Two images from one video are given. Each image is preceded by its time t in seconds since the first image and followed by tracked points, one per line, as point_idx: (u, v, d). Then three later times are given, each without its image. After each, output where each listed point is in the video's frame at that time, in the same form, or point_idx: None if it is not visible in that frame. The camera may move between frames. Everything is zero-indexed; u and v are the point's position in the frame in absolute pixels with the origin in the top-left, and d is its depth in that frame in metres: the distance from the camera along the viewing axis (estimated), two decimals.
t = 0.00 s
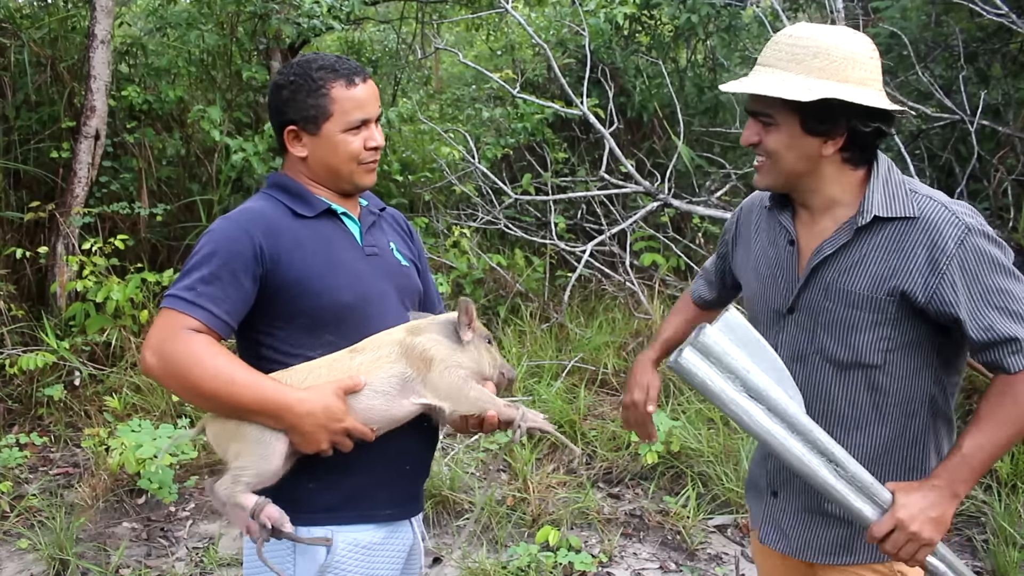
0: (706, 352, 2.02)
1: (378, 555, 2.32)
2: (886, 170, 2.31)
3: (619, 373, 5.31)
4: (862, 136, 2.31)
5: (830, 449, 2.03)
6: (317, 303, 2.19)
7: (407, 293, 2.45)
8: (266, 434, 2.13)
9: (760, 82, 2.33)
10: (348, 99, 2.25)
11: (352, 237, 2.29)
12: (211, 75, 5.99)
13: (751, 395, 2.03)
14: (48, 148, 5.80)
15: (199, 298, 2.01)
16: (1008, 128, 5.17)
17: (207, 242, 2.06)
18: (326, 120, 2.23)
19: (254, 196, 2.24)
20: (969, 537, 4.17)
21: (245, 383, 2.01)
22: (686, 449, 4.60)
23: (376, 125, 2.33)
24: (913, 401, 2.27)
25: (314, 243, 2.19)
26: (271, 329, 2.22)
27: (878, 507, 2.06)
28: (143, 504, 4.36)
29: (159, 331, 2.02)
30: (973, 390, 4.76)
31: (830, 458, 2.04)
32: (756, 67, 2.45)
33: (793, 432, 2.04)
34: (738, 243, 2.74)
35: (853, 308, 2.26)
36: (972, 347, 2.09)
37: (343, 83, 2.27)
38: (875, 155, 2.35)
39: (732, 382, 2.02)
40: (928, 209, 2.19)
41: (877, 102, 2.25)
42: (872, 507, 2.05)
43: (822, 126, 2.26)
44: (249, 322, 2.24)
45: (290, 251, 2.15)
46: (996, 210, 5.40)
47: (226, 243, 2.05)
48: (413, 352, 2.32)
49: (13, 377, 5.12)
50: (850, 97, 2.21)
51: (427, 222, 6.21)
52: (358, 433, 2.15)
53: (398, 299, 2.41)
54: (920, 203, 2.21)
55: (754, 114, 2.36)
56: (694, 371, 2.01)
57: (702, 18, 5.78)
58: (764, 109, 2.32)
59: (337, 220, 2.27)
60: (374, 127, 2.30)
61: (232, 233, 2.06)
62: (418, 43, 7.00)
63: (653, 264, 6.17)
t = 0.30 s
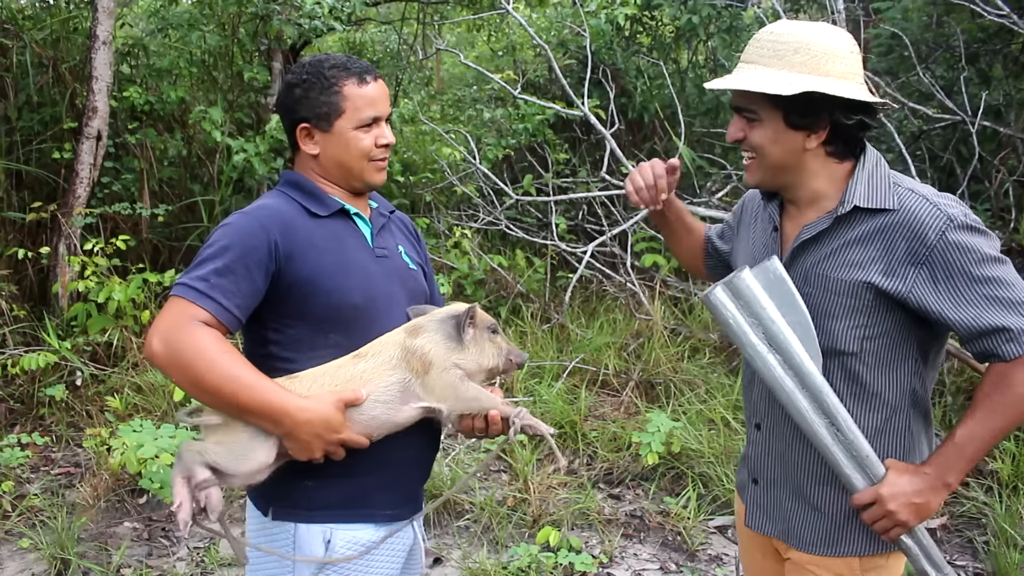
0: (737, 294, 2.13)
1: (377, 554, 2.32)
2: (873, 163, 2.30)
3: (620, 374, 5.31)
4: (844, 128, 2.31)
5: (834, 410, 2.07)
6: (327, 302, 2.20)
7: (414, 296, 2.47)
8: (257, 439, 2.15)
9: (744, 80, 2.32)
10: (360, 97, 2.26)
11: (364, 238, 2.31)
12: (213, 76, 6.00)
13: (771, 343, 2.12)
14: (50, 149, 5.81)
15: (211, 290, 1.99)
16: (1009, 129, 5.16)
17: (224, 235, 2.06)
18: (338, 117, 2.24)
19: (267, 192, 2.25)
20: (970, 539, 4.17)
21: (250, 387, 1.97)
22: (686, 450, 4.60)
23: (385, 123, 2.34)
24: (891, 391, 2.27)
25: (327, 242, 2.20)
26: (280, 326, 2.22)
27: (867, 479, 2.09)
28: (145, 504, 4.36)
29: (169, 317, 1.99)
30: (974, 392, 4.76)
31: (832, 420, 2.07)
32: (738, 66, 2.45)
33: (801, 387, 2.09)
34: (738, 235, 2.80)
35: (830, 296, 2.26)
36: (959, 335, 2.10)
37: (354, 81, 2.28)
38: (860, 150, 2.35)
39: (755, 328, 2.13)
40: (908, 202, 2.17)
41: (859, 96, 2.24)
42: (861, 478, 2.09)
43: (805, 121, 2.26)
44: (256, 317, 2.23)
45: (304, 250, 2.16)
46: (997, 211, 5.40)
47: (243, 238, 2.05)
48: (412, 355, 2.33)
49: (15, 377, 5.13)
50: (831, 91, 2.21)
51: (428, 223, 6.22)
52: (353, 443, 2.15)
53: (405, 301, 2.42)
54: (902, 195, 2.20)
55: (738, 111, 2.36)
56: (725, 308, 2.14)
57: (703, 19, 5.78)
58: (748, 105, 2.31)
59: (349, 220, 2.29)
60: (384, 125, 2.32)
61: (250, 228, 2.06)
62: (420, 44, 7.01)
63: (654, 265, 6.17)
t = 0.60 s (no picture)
0: (716, 274, 2.07)
1: (380, 556, 2.32)
2: (870, 164, 2.26)
3: (622, 376, 5.31)
4: (841, 121, 2.27)
5: (797, 404, 2.02)
6: (331, 298, 2.20)
7: (420, 297, 2.46)
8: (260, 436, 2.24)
9: (736, 84, 2.29)
10: (354, 98, 2.27)
11: (370, 238, 2.31)
12: (216, 77, 6.00)
13: (743, 328, 2.06)
14: (54, 149, 5.82)
15: (216, 280, 2.00)
16: (1012, 131, 5.15)
17: (230, 228, 2.07)
18: (332, 119, 2.26)
19: (275, 192, 2.26)
20: (973, 541, 4.17)
21: (247, 379, 1.98)
22: (689, 451, 4.60)
23: (384, 124, 2.34)
24: (863, 384, 2.26)
25: (333, 239, 2.21)
26: (287, 321, 2.23)
27: (822, 477, 2.04)
28: (148, 504, 4.37)
29: (170, 305, 1.99)
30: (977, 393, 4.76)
31: (794, 414, 2.02)
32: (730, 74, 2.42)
33: (767, 374, 2.04)
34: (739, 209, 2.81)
35: (807, 291, 2.24)
36: (930, 343, 2.04)
37: (350, 83, 2.30)
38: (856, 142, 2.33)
39: (727, 311, 2.06)
40: (892, 203, 2.11)
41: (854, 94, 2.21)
42: (816, 476, 2.04)
43: (800, 118, 2.22)
44: (263, 313, 2.25)
45: (310, 246, 2.16)
46: (1000, 213, 5.40)
47: (249, 232, 2.06)
48: (425, 368, 2.35)
49: (18, 377, 5.15)
50: (823, 87, 2.18)
51: (431, 224, 6.23)
52: (349, 442, 2.16)
53: (411, 302, 2.42)
54: (886, 195, 2.14)
55: (735, 117, 2.32)
56: (701, 287, 2.08)
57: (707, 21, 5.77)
58: (744, 109, 2.28)
59: (356, 220, 2.29)
60: (382, 127, 2.32)
61: (257, 222, 2.08)
62: (423, 45, 7.02)
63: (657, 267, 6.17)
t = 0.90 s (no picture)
0: (749, 253, 1.90)
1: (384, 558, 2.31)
2: (856, 182, 2.30)
3: (627, 381, 5.31)
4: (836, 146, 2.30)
5: (815, 396, 1.89)
6: (341, 299, 2.20)
7: (428, 302, 2.47)
8: (284, 453, 2.18)
9: (738, 103, 2.30)
10: (377, 102, 2.28)
11: (380, 241, 2.31)
12: (223, 79, 6.02)
13: (771, 312, 1.90)
14: (62, 150, 5.84)
15: (227, 282, 2.01)
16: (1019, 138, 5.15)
17: (242, 231, 2.08)
18: (354, 122, 2.27)
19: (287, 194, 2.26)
20: (978, 549, 4.17)
21: (261, 379, 1.99)
22: (694, 457, 4.60)
23: (405, 129, 2.35)
24: (854, 393, 2.29)
25: (343, 241, 2.21)
26: (295, 321, 2.23)
27: (830, 471, 1.96)
28: (153, 505, 4.38)
29: (183, 309, 2.01)
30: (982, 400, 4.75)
31: (811, 406, 1.89)
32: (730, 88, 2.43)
33: (790, 362, 1.89)
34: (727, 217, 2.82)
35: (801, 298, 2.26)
36: (921, 348, 2.09)
37: (372, 86, 2.30)
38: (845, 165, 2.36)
39: (759, 291, 1.90)
40: (881, 219, 2.18)
41: (844, 130, 2.24)
42: (825, 469, 1.95)
43: (797, 142, 2.25)
44: (271, 314, 2.25)
45: (321, 247, 2.17)
46: (1006, 221, 5.40)
47: (261, 233, 2.07)
48: (433, 372, 2.37)
49: (25, 377, 5.16)
50: (824, 126, 2.21)
51: (437, 227, 6.24)
52: (359, 445, 2.15)
53: (420, 307, 2.42)
54: (876, 212, 2.20)
55: (734, 130, 2.33)
56: (732, 267, 1.91)
57: (714, 26, 5.78)
58: (746, 122, 2.28)
59: (367, 224, 2.30)
60: (403, 132, 2.33)
61: (268, 224, 2.09)
62: (429, 49, 7.04)
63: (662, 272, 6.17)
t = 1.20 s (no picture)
0: (738, 272, 2.04)
1: (396, 552, 2.33)
2: (857, 173, 2.30)
3: (634, 384, 5.31)
4: (837, 137, 2.30)
5: (816, 398, 2.02)
6: (360, 298, 2.21)
7: (444, 301, 2.48)
8: (308, 446, 2.18)
9: (742, 96, 2.31)
10: (394, 108, 2.27)
11: (397, 240, 2.32)
12: (231, 81, 6.03)
13: (765, 327, 2.04)
14: (70, 151, 5.85)
15: (248, 281, 2.01)
16: None
17: (261, 230, 2.09)
18: (372, 128, 2.27)
19: (305, 194, 2.27)
20: (985, 554, 4.16)
21: (281, 375, 1.99)
22: (701, 460, 4.59)
23: (421, 132, 2.36)
24: (863, 383, 2.29)
25: (362, 241, 2.22)
26: (314, 320, 2.25)
27: (840, 470, 2.07)
28: (160, 505, 4.39)
29: (206, 308, 2.01)
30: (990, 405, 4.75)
31: (813, 408, 2.02)
32: (733, 83, 2.45)
33: (788, 371, 2.03)
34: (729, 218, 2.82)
35: (807, 293, 2.27)
36: (928, 334, 2.09)
37: (389, 93, 2.30)
38: (848, 157, 2.35)
39: (751, 308, 2.04)
40: (882, 207, 2.18)
41: (848, 115, 2.24)
42: (834, 467, 2.06)
43: (801, 131, 2.26)
44: (290, 312, 2.25)
45: (340, 246, 2.17)
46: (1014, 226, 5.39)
47: (281, 233, 2.08)
48: (456, 377, 2.38)
49: (32, 377, 5.17)
50: (826, 112, 2.20)
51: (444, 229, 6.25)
52: (380, 441, 2.15)
53: (435, 305, 2.43)
54: (877, 201, 2.21)
55: (737, 124, 2.35)
56: (724, 287, 2.04)
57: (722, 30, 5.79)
58: (747, 118, 2.31)
59: (384, 224, 2.31)
60: (419, 136, 2.34)
61: (288, 224, 2.09)
62: (437, 52, 7.05)
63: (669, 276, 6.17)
